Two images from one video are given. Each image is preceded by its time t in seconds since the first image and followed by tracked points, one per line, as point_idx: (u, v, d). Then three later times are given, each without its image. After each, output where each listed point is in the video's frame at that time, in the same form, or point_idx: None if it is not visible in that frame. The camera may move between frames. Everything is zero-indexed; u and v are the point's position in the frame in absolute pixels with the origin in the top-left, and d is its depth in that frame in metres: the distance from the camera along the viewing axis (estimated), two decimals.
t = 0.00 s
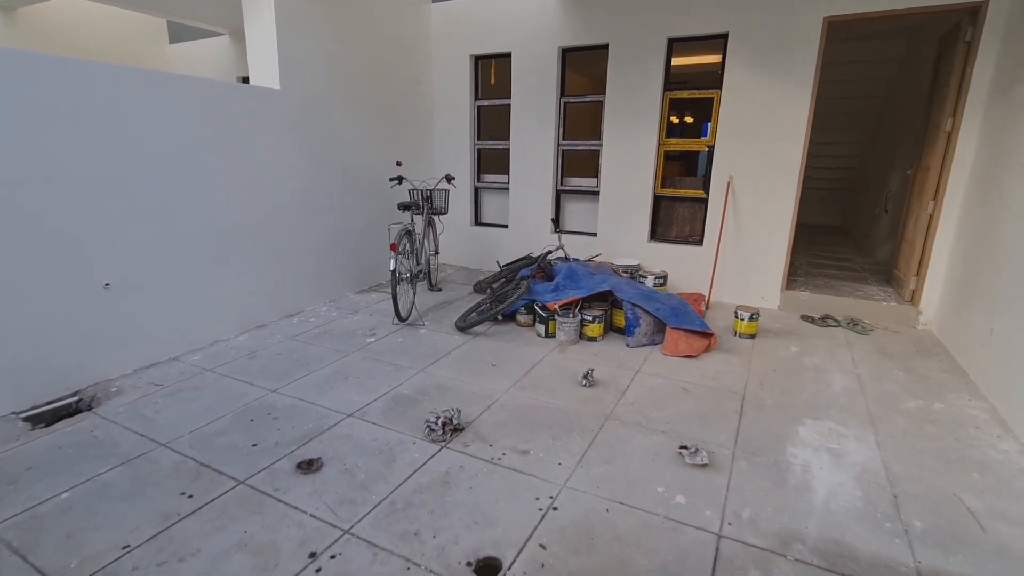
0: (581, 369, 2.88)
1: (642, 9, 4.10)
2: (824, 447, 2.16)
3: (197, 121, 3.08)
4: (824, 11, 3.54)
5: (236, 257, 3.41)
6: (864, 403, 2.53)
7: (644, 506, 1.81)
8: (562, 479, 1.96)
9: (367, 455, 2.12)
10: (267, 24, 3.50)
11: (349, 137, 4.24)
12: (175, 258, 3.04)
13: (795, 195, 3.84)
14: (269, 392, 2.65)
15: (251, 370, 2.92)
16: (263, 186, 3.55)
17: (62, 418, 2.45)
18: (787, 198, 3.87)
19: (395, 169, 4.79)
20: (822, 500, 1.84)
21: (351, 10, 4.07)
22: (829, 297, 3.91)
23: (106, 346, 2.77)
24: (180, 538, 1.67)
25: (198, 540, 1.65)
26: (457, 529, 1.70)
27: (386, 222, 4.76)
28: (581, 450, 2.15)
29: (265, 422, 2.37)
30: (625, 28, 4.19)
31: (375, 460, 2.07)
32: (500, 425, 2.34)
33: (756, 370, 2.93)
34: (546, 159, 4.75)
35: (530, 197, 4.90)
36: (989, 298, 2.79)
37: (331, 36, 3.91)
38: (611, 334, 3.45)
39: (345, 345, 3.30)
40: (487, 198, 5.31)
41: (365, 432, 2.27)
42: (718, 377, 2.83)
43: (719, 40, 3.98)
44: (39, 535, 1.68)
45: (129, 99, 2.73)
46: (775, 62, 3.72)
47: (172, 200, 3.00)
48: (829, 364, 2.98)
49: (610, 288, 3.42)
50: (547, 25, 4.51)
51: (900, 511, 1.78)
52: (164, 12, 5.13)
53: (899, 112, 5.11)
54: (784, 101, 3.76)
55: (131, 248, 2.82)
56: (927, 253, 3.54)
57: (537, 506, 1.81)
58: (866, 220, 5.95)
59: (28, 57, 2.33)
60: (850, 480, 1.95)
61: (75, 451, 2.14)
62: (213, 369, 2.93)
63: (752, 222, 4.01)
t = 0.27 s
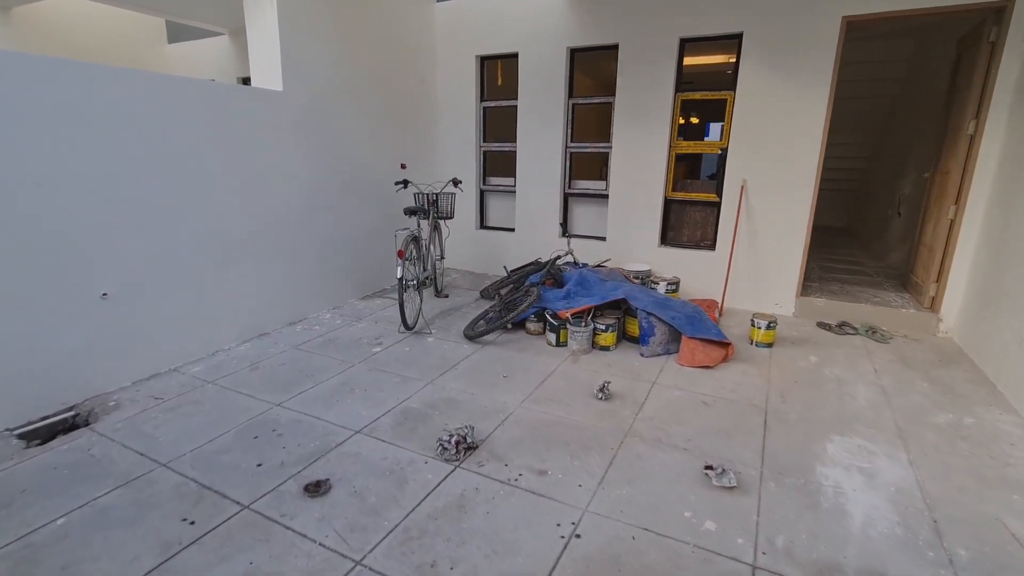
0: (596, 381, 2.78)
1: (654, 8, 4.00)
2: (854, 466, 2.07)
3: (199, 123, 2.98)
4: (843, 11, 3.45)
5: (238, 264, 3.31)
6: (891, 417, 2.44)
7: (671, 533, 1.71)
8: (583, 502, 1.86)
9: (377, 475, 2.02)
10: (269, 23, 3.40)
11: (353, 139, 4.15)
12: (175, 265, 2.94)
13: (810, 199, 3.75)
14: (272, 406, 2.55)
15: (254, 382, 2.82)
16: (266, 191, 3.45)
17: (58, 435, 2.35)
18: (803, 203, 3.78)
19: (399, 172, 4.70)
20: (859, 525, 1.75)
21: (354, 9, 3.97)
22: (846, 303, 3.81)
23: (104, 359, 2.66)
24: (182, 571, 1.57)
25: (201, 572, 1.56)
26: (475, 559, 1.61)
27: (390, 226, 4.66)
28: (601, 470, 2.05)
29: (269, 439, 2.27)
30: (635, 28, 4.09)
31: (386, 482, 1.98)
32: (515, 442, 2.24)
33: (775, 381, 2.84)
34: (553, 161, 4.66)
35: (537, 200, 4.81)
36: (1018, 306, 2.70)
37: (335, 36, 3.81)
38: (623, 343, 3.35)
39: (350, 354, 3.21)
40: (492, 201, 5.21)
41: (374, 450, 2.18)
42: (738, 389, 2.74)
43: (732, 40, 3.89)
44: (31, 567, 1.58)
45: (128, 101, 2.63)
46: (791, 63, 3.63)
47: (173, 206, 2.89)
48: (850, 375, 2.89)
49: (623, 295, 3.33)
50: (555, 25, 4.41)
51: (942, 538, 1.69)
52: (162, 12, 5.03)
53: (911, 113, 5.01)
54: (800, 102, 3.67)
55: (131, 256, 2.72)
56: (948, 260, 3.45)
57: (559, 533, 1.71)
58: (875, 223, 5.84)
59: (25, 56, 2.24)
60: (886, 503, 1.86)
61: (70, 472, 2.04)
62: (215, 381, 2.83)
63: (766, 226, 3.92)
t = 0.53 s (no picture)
0: (612, 390, 2.67)
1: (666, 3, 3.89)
2: (893, 483, 1.95)
3: (198, 121, 2.84)
4: (863, 4, 3.34)
5: (237, 267, 3.17)
6: (923, 428, 2.33)
7: (706, 559, 1.59)
8: (609, 524, 1.74)
9: (388, 494, 1.89)
10: (270, 17, 3.27)
11: (356, 138, 4.02)
12: (173, 269, 2.80)
13: (829, 199, 3.64)
14: (274, 418, 2.42)
15: (255, 391, 2.69)
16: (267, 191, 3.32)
17: (47, 450, 2.22)
18: (821, 203, 3.66)
19: (403, 171, 4.57)
20: (906, 550, 1.63)
21: (357, 3, 3.84)
22: (865, 307, 3.70)
23: (96, 368, 2.52)
24: None
25: None
26: None
27: (393, 227, 4.54)
28: (626, 488, 1.93)
29: (272, 454, 2.14)
30: (646, 23, 3.98)
31: (398, 502, 1.85)
32: (532, 456, 2.12)
33: (800, 390, 2.72)
34: (561, 161, 4.55)
35: (545, 200, 4.69)
36: None
37: (337, 30, 3.68)
38: (638, 349, 3.24)
39: (355, 361, 3.08)
40: (498, 202, 5.10)
41: (383, 466, 2.05)
42: (761, 398, 2.62)
43: (747, 35, 3.78)
44: None
45: (123, 95, 2.48)
46: (809, 58, 3.52)
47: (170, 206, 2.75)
48: (876, 382, 2.78)
49: (638, 300, 3.20)
50: (563, 20, 4.30)
51: (998, 565, 1.57)
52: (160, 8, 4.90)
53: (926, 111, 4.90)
54: (819, 99, 3.55)
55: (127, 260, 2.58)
56: (973, 261, 3.33)
57: (586, 559, 1.59)
58: (886, 223, 5.74)
59: (16, 49, 2.09)
60: (932, 524, 1.74)
61: (59, 492, 1.91)
62: (213, 391, 2.70)
63: (782, 228, 3.81)
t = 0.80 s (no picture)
0: (620, 403, 2.54)
1: None
2: (922, 503, 1.84)
3: (178, 118, 2.65)
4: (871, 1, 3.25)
5: (221, 274, 2.97)
6: (945, 441, 2.24)
7: None
8: (628, 556, 1.61)
9: (385, 525, 1.74)
10: (254, 8, 3.07)
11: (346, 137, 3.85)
12: (150, 277, 2.60)
13: (835, 201, 3.55)
14: (260, 438, 2.25)
15: (240, 407, 2.51)
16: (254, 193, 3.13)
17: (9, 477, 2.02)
18: (827, 205, 3.57)
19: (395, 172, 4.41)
20: None
21: None
22: (871, 311, 3.62)
23: (65, 386, 2.31)
24: None
25: None
26: None
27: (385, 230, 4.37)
28: (642, 513, 1.80)
29: (258, 479, 1.98)
30: (646, 19, 3.86)
31: (397, 533, 1.70)
32: (539, 478, 1.99)
33: (814, 401, 2.62)
34: (558, 161, 4.42)
35: (541, 202, 4.56)
36: None
37: (326, 24, 3.51)
38: (643, 357, 3.11)
39: (347, 373, 2.91)
40: (492, 203, 4.95)
41: (379, 492, 1.90)
42: (774, 410, 2.51)
43: (750, 33, 3.68)
44: None
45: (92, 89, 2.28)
46: (815, 57, 3.43)
47: (146, 209, 2.55)
48: (890, 392, 2.69)
49: (642, 307, 3.08)
50: (561, 16, 4.16)
51: None
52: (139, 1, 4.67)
53: (926, 112, 4.85)
54: (826, 98, 3.46)
55: (99, 270, 2.38)
56: (982, 264, 3.27)
57: None
58: (884, 224, 5.70)
59: None
60: (969, 549, 1.63)
61: (19, 527, 1.73)
62: (195, 407, 2.52)
63: (786, 231, 3.72)
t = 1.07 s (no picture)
0: (620, 418, 2.45)
1: None
2: (935, 519, 1.80)
3: (143, 119, 2.45)
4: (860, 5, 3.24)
5: (192, 286, 2.77)
6: (947, 451, 2.22)
7: None
8: None
9: (381, 562, 1.61)
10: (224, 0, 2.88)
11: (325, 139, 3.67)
12: (113, 291, 2.40)
13: (824, 205, 3.54)
14: (239, 466, 2.08)
15: (215, 431, 2.33)
16: (226, 199, 2.94)
17: None
18: (817, 210, 3.57)
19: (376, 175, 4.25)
20: None
21: None
22: (860, 316, 3.63)
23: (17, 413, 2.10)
24: None
25: None
26: None
27: (366, 235, 4.20)
28: (654, 540, 1.71)
29: (238, 514, 1.81)
30: (634, 21, 3.80)
31: (394, 572, 1.57)
32: (543, 503, 1.88)
33: (813, 410, 2.58)
34: (545, 164, 4.32)
35: (528, 206, 4.45)
36: None
37: (303, 20, 3.33)
38: (638, 366, 3.04)
39: (331, 389, 2.75)
40: (476, 207, 4.83)
41: (372, 525, 1.76)
42: (775, 421, 2.46)
43: (739, 35, 3.65)
44: None
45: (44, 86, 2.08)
46: (804, 60, 3.42)
47: (108, 217, 2.35)
48: (886, 399, 2.67)
49: (637, 315, 3.01)
50: (547, 16, 4.06)
51: None
52: None
53: (904, 116, 4.93)
54: (814, 102, 3.45)
55: (49, 286, 2.16)
56: (968, 268, 3.30)
57: None
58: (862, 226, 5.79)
59: None
60: (987, 568, 1.59)
61: None
62: (165, 432, 2.32)
63: (776, 235, 3.71)
